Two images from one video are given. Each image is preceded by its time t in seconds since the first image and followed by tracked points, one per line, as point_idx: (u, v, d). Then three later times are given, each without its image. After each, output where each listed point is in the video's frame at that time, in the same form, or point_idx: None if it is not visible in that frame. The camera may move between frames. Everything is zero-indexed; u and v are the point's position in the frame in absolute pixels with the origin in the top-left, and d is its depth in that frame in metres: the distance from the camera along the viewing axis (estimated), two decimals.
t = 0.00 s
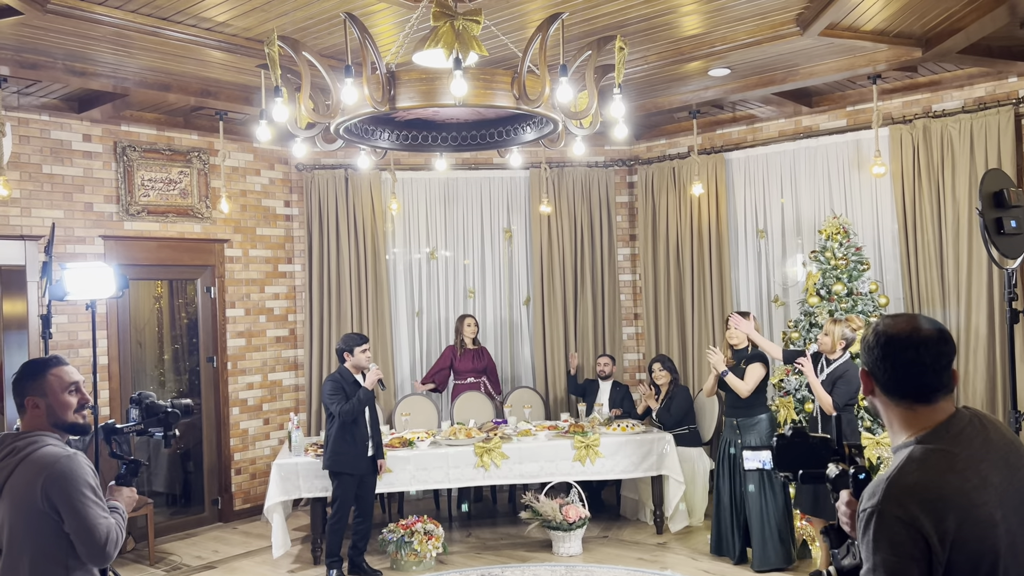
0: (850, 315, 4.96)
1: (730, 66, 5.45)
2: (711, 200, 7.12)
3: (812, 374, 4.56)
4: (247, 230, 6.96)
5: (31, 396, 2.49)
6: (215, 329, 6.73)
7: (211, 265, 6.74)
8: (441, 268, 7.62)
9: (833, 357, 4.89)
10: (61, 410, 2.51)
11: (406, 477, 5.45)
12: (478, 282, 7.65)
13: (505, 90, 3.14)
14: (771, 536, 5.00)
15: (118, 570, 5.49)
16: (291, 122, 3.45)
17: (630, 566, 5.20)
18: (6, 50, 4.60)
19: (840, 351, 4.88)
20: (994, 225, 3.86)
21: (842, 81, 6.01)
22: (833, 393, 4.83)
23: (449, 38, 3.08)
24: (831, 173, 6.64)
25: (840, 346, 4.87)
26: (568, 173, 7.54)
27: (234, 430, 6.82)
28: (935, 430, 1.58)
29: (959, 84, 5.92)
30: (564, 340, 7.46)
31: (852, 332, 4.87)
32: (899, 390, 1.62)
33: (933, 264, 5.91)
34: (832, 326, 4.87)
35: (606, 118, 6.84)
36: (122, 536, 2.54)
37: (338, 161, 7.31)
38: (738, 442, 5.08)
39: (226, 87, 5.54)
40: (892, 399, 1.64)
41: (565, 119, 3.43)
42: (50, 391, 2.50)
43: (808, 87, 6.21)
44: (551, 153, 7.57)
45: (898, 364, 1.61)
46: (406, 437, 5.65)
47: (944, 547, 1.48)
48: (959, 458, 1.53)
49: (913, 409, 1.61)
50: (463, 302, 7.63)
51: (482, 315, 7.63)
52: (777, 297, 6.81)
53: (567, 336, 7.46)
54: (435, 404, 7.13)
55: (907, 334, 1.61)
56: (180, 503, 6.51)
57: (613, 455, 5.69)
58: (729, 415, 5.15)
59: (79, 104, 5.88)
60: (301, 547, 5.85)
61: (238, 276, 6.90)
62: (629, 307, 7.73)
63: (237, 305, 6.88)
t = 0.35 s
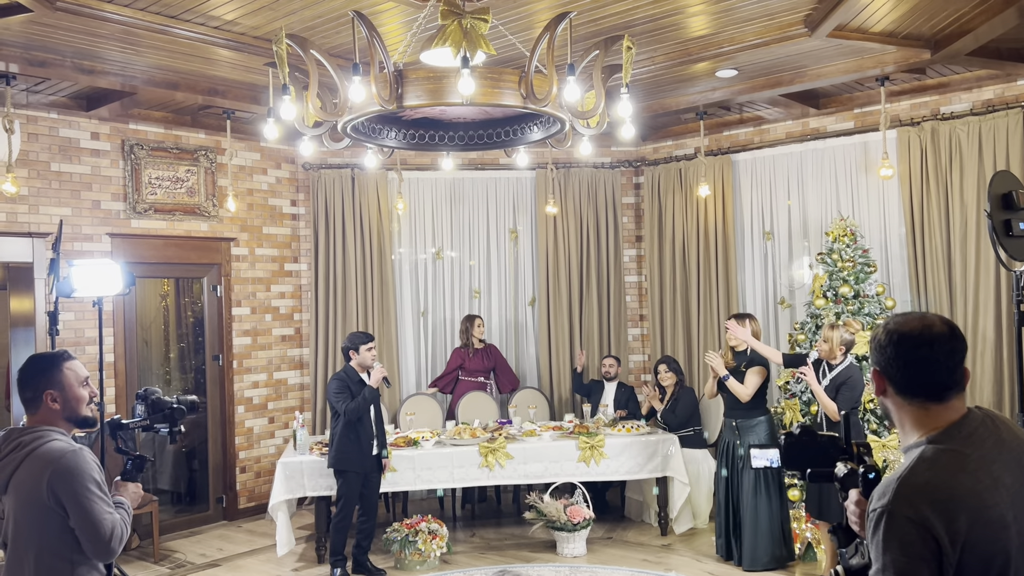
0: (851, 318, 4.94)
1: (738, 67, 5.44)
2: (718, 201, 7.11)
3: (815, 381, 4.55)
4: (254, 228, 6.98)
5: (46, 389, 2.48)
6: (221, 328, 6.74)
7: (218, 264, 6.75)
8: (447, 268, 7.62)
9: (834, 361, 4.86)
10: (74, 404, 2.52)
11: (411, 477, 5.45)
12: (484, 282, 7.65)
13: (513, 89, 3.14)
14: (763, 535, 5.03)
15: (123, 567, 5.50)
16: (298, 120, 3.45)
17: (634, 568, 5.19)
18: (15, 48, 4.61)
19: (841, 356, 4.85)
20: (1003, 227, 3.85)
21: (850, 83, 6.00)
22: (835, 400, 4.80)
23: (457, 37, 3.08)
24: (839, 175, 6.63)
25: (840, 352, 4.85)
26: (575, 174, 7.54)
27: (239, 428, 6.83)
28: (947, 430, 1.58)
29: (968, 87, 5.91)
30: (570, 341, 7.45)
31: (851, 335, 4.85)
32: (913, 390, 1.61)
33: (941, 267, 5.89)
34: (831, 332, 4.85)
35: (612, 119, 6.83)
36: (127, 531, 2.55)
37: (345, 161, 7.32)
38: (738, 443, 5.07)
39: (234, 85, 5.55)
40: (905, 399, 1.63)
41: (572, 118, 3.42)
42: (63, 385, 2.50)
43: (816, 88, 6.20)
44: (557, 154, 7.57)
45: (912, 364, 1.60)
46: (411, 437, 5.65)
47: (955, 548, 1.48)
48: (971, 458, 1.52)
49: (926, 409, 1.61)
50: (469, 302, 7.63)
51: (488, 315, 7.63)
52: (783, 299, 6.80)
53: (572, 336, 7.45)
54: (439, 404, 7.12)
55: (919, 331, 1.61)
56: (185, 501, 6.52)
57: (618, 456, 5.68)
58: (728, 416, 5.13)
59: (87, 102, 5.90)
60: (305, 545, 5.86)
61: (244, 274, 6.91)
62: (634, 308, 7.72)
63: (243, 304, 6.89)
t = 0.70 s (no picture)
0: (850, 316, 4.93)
1: (738, 65, 5.43)
2: (717, 201, 7.09)
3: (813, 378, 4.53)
4: (252, 225, 6.96)
5: (38, 379, 2.46)
6: (218, 324, 6.72)
7: (215, 260, 6.73)
8: (445, 266, 7.60)
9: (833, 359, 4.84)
10: (66, 395, 2.50)
11: (407, 474, 5.43)
12: (482, 281, 7.63)
13: (512, 83, 3.12)
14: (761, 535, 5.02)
15: (117, 563, 5.48)
16: (295, 114, 3.43)
17: (631, 567, 5.17)
18: (12, 40, 4.59)
19: (841, 353, 4.83)
20: (1003, 226, 3.83)
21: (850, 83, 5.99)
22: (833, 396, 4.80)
23: (456, 29, 3.06)
24: (838, 175, 6.61)
25: (841, 348, 4.83)
26: (574, 173, 7.52)
27: (235, 425, 6.80)
28: (953, 424, 1.56)
29: (968, 87, 5.90)
30: (568, 340, 7.43)
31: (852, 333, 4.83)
32: (926, 378, 1.59)
33: (940, 267, 5.87)
34: (832, 328, 4.82)
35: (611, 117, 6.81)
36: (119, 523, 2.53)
37: (344, 158, 7.30)
38: (734, 442, 5.06)
39: (233, 81, 5.53)
40: (917, 391, 1.60)
41: (572, 114, 3.41)
42: (55, 375, 2.48)
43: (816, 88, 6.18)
44: (557, 153, 7.55)
45: (921, 352, 1.58)
46: (408, 434, 5.63)
47: (960, 545, 1.47)
48: (975, 453, 1.51)
49: (936, 401, 1.59)
50: (467, 300, 7.61)
51: (486, 313, 7.61)
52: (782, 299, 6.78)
53: (571, 335, 7.44)
54: (436, 403, 7.10)
55: (928, 318, 1.60)
56: (181, 497, 6.49)
57: (615, 455, 5.66)
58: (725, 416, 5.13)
59: (85, 96, 5.88)
60: (301, 543, 5.84)
61: (242, 271, 6.89)
62: (632, 307, 7.70)
63: (240, 301, 6.87)
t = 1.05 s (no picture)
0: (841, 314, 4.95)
1: (729, 63, 5.43)
2: (707, 199, 7.10)
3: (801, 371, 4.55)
4: (240, 220, 6.92)
5: (18, 369, 2.43)
6: (206, 320, 6.68)
7: (203, 255, 6.69)
8: (435, 263, 7.58)
9: (823, 354, 4.85)
10: (46, 386, 2.46)
11: (395, 471, 5.41)
12: (472, 278, 7.62)
13: (503, 77, 3.10)
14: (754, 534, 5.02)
15: (101, 559, 5.43)
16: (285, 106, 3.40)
17: (619, 564, 5.16)
18: None
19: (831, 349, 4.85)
20: (991, 224, 3.85)
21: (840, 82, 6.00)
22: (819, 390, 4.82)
23: (448, 22, 3.04)
24: (828, 175, 6.63)
25: (832, 344, 4.84)
26: (565, 170, 7.52)
27: (222, 421, 6.76)
28: (944, 416, 1.56)
29: (957, 88, 5.92)
30: (557, 337, 7.43)
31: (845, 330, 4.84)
32: (919, 368, 1.58)
33: (928, 268, 5.90)
34: (825, 323, 4.85)
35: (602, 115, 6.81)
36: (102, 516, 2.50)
37: (333, 153, 7.27)
38: (727, 440, 5.08)
39: (222, 74, 5.49)
40: (912, 384, 1.59)
41: (563, 109, 3.39)
42: (36, 366, 2.45)
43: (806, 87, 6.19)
44: (548, 150, 7.54)
45: (912, 343, 1.58)
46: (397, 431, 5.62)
47: (952, 537, 1.46)
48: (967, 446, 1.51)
49: (929, 391, 1.58)
50: (457, 297, 7.60)
51: (476, 310, 7.59)
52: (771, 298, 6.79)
53: (560, 332, 7.43)
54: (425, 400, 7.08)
55: (915, 309, 1.61)
56: (166, 494, 6.45)
57: (604, 453, 5.66)
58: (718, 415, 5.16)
59: (72, 88, 5.82)
60: (287, 539, 5.80)
61: (230, 266, 6.85)
62: (622, 305, 7.70)
63: (228, 296, 6.83)
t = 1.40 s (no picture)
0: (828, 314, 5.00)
1: (714, 64, 5.45)
2: (691, 199, 7.13)
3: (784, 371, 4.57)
4: (223, 216, 6.86)
5: None
6: (188, 316, 6.62)
7: (185, 251, 6.63)
8: (419, 261, 7.56)
9: (806, 354, 4.88)
10: (23, 380, 2.42)
11: (380, 469, 5.39)
12: (457, 276, 7.61)
13: (492, 74, 3.09)
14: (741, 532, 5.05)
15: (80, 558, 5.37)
16: (272, 100, 3.38)
17: (603, 562, 5.17)
18: None
19: (814, 349, 4.87)
20: (974, 226, 3.88)
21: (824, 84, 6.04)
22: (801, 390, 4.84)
23: (436, 17, 3.01)
24: (811, 176, 6.68)
25: (815, 344, 4.87)
26: (550, 169, 7.52)
27: (204, 418, 6.71)
28: (936, 414, 1.57)
29: (939, 91, 5.98)
30: (541, 336, 7.43)
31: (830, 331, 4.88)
32: (910, 368, 1.59)
33: (909, 269, 5.95)
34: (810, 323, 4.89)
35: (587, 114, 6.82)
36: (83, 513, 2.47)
37: (318, 150, 7.24)
38: (716, 440, 5.11)
39: (206, 68, 5.45)
40: (903, 385, 1.60)
41: (551, 107, 3.39)
42: (13, 360, 2.41)
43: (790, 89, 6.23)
44: (533, 149, 7.54)
45: (902, 342, 1.59)
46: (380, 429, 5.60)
47: (945, 535, 1.48)
48: (959, 443, 1.52)
49: (920, 391, 1.59)
50: (441, 295, 7.58)
51: (460, 308, 7.58)
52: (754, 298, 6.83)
53: (544, 331, 7.44)
54: (409, 398, 7.06)
55: (903, 309, 1.62)
56: (146, 492, 6.38)
57: (588, 451, 5.67)
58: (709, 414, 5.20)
59: (53, 81, 5.75)
60: (269, 538, 5.77)
61: (212, 263, 6.80)
62: (606, 305, 7.71)
63: (211, 292, 6.77)
